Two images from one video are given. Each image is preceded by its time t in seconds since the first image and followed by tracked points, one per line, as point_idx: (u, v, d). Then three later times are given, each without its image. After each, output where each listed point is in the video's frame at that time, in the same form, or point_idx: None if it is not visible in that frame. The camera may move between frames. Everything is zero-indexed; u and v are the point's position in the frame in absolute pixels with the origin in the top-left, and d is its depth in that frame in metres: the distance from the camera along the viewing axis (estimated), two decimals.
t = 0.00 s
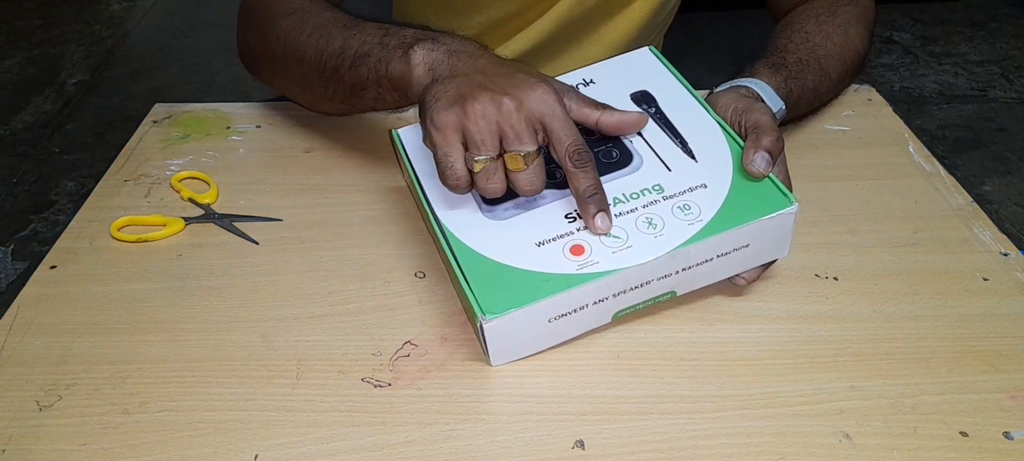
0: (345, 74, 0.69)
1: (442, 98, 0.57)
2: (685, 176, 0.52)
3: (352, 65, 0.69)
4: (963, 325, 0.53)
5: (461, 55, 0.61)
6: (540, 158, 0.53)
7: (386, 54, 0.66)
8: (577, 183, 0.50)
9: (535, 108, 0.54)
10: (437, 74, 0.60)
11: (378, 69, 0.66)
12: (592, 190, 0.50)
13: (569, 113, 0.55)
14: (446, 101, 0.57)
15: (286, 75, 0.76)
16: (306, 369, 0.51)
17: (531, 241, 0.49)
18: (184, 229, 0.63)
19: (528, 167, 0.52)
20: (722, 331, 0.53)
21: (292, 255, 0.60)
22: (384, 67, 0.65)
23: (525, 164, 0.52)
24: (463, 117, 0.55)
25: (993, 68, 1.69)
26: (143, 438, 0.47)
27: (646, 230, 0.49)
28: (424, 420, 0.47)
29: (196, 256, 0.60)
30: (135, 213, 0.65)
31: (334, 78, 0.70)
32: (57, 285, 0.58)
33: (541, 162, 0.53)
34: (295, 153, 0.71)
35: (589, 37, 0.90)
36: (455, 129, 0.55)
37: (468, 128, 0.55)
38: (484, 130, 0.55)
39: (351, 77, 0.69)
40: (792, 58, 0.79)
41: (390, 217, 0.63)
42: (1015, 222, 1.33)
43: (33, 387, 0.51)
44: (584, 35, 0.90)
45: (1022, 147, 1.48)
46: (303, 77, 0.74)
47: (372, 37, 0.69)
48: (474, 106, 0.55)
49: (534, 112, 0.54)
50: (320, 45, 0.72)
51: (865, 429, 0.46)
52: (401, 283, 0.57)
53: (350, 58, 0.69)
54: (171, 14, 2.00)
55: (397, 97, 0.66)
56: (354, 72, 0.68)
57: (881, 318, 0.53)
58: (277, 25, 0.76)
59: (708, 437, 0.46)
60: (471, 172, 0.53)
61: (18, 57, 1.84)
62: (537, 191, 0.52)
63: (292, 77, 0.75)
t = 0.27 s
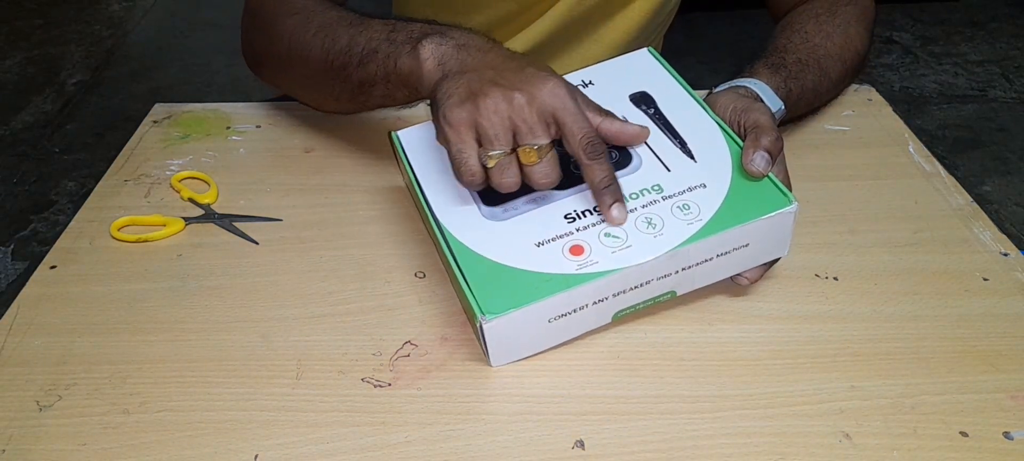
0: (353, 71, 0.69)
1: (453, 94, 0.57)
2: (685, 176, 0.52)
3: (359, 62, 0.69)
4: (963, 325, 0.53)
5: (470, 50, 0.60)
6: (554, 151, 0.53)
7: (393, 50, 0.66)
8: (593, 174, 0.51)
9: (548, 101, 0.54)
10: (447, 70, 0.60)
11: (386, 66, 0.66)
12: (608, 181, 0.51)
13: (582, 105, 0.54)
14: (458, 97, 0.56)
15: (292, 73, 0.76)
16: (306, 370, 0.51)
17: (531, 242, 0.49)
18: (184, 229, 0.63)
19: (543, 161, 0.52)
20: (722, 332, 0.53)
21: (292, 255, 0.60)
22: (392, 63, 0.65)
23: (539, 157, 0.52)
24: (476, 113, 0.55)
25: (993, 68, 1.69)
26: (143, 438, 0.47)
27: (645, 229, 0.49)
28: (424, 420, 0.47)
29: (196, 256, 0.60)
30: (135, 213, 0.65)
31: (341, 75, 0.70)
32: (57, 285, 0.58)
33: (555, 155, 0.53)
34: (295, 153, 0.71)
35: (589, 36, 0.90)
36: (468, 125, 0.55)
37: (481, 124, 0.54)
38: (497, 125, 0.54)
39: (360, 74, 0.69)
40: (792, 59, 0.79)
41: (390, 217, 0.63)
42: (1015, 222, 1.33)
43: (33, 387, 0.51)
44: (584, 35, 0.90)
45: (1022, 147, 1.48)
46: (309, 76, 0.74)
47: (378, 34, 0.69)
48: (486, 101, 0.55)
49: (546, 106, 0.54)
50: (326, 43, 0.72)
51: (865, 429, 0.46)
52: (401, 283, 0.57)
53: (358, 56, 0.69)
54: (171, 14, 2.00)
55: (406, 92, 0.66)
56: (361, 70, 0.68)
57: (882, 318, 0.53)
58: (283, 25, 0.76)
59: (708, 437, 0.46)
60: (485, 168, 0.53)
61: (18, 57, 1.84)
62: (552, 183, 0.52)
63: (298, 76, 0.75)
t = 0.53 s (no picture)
0: (368, 71, 0.69)
1: (477, 92, 0.57)
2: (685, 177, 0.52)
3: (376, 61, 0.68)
4: (963, 325, 0.53)
5: (489, 46, 0.61)
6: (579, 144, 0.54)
7: (409, 49, 0.66)
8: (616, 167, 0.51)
9: (571, 95, 0.55)
10: (467, 67, 0.60)
11: (403, 64, 0.66)
12: (631, 174, 0.51)
13: (605, 99, 0.55)
14: (481, 95, 0.57)
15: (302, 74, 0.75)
16: (306, 370, 0.51)
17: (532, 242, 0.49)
18: (184, 229, 0.63)
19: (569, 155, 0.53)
20: (722, 332, 0.53)
21: (292, 255, 0.60)
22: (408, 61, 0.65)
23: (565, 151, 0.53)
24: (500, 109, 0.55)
25: (993, 68, 1.69)
26: (143, 438, 0.47)
27: (646, 230, 0.49)
28: (424, 420, 0.47)
29: (196, 256, 0.60)
30: (135, 213, 0.65)
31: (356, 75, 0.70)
32: (57, 285, 0.58)
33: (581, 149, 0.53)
34: (295, 153, 0.71)
35: (589, 36, 0.90)
36: (493, 122, 0.55)
37: (506, 120, 0.55)
38: (522, 121, 0.55)
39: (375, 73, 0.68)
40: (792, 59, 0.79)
41: (390, 217, 0.63)
42: (1015, 222, 1.33)
43: (33, 387, 0.51)
44: (584, 35, 0.90)
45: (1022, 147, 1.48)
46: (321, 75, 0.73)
47: (394, 33, 0.69)
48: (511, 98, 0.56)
49: (570, 101, 0.54)
50: (342, 43, 0.72)
51: (865, 429, 0.46)
52: (401, 283, 0.57)
53: (373, 56, 0.69)
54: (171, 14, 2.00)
55: (423, 90, 0.66)
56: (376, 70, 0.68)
57: (882, 318, 0.53)
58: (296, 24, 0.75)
59: (708, 436, 0.46)
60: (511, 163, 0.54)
61: (18, 57, 1.84)
62: (577, 177, 0.53)
63: (309, 77, 0.74)
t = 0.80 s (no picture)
0: (381, 70, 0.68)
1: (495, 91, 0.57)
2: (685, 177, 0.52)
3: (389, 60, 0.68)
4: (963, 325, 0.53)
5: (506, 46, 0.61)
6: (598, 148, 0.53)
7: (423, 47, 0.65)
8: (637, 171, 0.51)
9: (592, 100, 0.54)
10: (485, 66, 0.60)
11: (417, 62, 0.65)
12: (653, 177, 0.50)
13: (625, 104, 0.55)
14: (500, 94, 0.56)
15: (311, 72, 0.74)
16: (306, 370, 0.51)
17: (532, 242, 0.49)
18: (184, 229, 0.63)
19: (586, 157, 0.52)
20: (722, 332, 0.53)
21: (292, 255, 0.60)
22: (422, 60, 0.65)
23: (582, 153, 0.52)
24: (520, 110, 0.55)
25: (993, 68, 1.69)
26: (143, 438, 0.47)
27: (646, 229, 0.49)
28: (424, 420, 0.47)
29: (196, 256, 0.60)
30: (135, 213, 0.65)
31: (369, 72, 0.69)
32: (57, 285, 0.58)
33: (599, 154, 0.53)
34: (295, 153, 0.71)
35: (589, 36, 0.90)
36: (511, 122, 0.55)
37: (523, 121, 0.55)
38: (541, 122, 0.55)
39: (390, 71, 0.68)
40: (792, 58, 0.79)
41: (390, 217, 0.63)
42: (1015, 222, 1.33)
43: (33, 387, 0.51)
44: (584, 35, 0.90)
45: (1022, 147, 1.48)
46: (332, 74, 0.72)
47: (408, 32, 0.68)
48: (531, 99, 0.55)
49: (590, 104, 0.54)
50: (352, 41, 0.71)
51: (865, 429, 0.46)
52: (401, 283, 0.57)
53: (386, 53, 0.68)
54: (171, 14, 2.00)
55: (436, 89, 0.65)
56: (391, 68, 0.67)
57: (882, 318, 0.53)
58: (305, 24, 0.74)
59: (708, 436, 0.46)
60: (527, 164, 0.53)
61: (18, 57, 1.84)
62: (592, 182, 0.52)
63: (318, 75, 0.74)
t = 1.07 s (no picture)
0: (389, 69, 0.68)
1: (508, 89, 0.57)
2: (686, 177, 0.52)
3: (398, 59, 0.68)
4: (963, 325, 0.53)
5: (517, 44, 0.61)
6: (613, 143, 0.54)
7: (432, 46, 0.65)
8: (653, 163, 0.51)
9: (604, 94, 0.55)
10: (496, 64, 0.60)
11: (427, 62, 0.65)
12: (670, 167, 0.50)
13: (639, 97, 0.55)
14: (514, 92, 0.57)
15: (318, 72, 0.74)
16: (306, 369, 0.51)
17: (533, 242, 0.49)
18: (184, 229, 0.63)
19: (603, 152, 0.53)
20: (723, 332, 0.53)
21: (291, 255, 0.60)
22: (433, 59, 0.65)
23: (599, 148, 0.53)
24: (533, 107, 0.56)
25: (993, 68, 1.69)
26: (143, 438, 0.47)
27: (646, 230, 0.49)
28: (424, 420, 0.47)
29: (196, 256, 0.60)
30: (135, 213, 0.65)
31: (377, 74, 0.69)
32: (57, 285, 0.58)
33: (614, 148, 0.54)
34: (295, 153, 0.71)
35: (589, 36, 0.90)
36: (526, 120, 0.55)
37: (539, 119, 0.55)
38: (555, 120, 0.55)
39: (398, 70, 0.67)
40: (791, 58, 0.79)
41: (390, 217, 0.63)
42: (1015, 222, 1.33)
43: (33, 387, 0.51)
44: (584, 35, 0.90)
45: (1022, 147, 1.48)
46: (338, 74, 0.72)
47: (417, 31, 0.68)
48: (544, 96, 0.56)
49: (602, 99, 0.55)
50: (360, 40, 0.71)
51: (865, 429, 0.46)
52: (401, 283, 0.57)
53: (395, 53, 0.68)
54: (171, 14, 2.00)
55: (446, 87, 0.65)
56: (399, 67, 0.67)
57: (882, 318, 0.53)
58: (311, 23, 0.74)
59: (709, 436, 0.46)
60: (543, 161, 0.54)
61: (18, 57, 1.84)
62: (608, 177, 0.52)
63: (324, 75, 0.74)
